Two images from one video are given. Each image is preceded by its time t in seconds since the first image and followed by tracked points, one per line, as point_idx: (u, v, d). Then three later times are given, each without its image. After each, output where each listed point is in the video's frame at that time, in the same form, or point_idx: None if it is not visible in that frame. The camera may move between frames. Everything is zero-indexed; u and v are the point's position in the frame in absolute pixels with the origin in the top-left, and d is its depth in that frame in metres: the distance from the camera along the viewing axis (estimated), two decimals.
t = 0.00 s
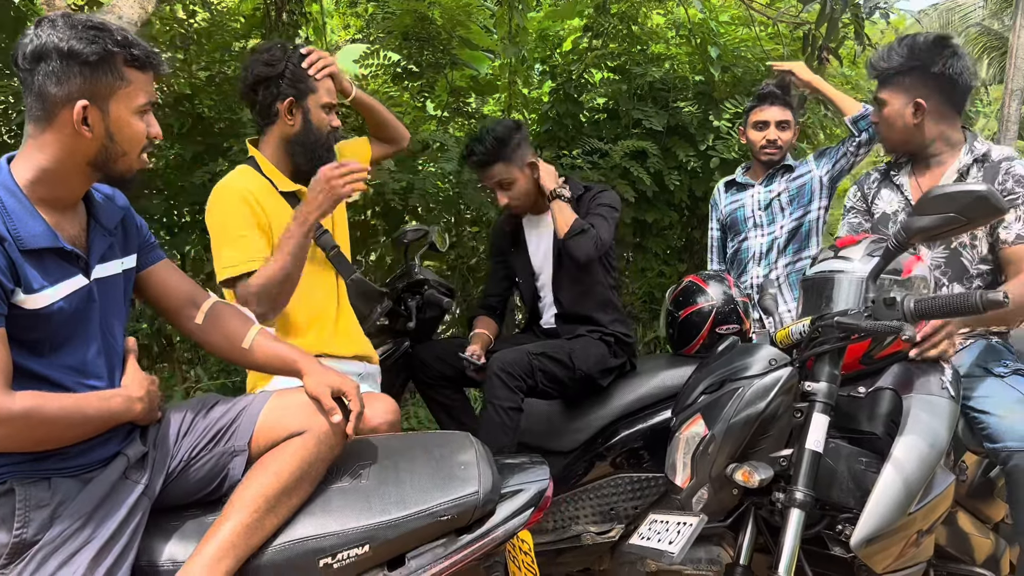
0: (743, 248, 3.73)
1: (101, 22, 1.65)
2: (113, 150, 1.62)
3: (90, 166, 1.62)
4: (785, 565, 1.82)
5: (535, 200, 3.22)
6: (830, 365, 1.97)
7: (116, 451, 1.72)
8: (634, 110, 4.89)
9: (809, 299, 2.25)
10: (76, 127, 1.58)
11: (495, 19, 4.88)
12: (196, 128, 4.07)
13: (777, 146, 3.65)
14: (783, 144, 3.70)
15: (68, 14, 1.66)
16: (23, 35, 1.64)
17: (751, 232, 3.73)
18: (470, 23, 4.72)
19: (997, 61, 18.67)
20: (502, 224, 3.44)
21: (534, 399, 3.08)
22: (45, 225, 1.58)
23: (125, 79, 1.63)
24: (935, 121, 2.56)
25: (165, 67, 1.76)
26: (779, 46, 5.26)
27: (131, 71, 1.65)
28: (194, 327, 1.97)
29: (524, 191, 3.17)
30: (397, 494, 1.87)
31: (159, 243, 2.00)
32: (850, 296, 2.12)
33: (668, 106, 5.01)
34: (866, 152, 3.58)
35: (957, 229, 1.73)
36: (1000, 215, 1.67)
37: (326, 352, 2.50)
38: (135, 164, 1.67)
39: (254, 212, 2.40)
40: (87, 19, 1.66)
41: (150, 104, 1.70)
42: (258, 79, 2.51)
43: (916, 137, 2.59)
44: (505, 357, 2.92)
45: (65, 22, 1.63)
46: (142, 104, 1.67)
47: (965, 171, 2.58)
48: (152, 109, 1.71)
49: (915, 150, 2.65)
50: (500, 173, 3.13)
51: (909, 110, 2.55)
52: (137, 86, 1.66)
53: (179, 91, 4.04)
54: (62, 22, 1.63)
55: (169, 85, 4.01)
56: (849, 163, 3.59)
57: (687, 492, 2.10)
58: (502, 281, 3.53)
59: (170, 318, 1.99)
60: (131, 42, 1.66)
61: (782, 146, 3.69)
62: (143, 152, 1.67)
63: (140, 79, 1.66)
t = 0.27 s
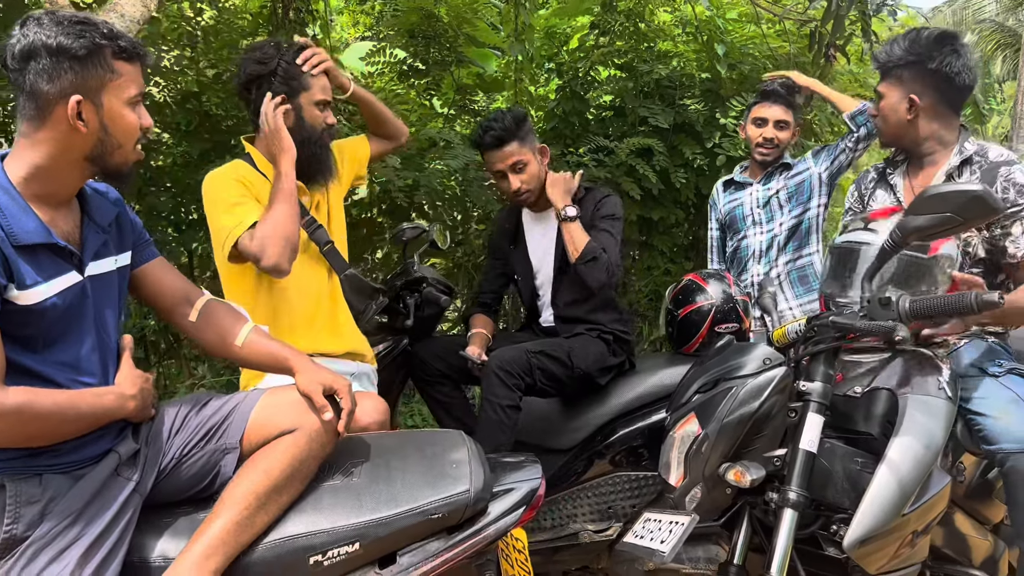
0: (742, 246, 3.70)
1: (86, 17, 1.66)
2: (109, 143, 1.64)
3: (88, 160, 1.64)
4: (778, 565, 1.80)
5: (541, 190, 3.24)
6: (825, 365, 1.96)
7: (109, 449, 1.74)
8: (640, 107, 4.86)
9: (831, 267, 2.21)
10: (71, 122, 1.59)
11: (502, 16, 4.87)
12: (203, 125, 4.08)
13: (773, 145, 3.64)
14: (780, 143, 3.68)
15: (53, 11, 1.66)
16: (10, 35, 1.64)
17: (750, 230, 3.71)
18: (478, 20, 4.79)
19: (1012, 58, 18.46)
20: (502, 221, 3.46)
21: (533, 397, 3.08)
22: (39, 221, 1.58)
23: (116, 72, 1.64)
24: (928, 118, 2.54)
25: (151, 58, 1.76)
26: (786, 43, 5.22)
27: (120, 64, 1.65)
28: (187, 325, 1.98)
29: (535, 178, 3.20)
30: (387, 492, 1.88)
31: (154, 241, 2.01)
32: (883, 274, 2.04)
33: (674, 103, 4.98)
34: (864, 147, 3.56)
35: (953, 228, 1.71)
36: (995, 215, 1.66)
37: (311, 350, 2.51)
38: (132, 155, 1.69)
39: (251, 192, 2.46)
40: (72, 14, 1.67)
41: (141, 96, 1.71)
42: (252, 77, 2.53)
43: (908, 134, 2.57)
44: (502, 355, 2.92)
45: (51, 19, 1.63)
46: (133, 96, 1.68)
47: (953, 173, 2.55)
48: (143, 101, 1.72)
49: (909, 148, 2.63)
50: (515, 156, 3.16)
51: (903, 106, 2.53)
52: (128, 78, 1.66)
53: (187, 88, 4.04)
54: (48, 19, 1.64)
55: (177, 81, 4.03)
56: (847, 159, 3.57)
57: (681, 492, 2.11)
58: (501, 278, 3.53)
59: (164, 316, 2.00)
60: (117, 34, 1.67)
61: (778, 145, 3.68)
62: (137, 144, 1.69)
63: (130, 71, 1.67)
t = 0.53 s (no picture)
0: (742, 245, 3.68)
1: (82, 17, 1.68)
2: (104, 141, 1.65)
3: (83, 158, 1.65)
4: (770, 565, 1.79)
5: (542, 185, 3.21)
6: (818, 365, 1.95)
7: (103, 446, 1.75)
8: (647, 106, 4.84)
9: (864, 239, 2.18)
10: (66, 119, 1.60)
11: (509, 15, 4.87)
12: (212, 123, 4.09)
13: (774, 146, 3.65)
14: (776, 142, 3.69)
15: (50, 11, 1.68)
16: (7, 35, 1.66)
17: (750, 228, 3.69)
18: (485, 18, 4.77)
19: None
20: (500, 222, 3.46)
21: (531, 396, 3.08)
22: (33, 218, 1.60)
23: (111, 71, 1.65)
24: (926, 119, 2.52)
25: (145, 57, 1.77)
26: (794, 42, 5.19)
27: (115, 63, 1.67)
28: (182, 325, 2.00)
29: (536, 172, 3.16)
30: (380, 490, 1.88)
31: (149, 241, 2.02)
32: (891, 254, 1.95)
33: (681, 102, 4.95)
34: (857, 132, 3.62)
35: (949, 228, 1.71)
36: (986, 216, 1.66)
37: (308, 349, 2.51)
38: (127, 154, 1.70)
39: (250, 188, 2.46)
40: (68, 14, 1.68)
41: (136, 95, 1.72)
42: (248, 73, 2.56)
43: (906, 134, 2.56)
44: (499, 354, 2.92)
45: (47, 19, 1.65)
46: (128, 95, 1.69)
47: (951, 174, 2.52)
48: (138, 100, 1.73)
49: (908, 147, 2.61)
50: (517, 149, 3.12)
51: (900, 107, 2.53)
52: (123, 77, 1.68)
53: (194, 87, 4.06)
54: (44, 19, 1.65)
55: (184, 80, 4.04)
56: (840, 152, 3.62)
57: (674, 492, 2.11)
58: (500, 277, 3.52)
59: (159, 316, 2.01)
60: (113, 33, 1.68)
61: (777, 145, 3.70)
62: (132, 141, 1.70)
63: (125, 70, 1.68)
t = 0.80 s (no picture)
0: (737, 245, 3.68)
1: (75, 17, 1.70)
2: (99, 139, 1.67)
3: (77, 156, 1.67)
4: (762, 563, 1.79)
5: (542, 186, 3.21)
6: (811, 365, 1.95)
7: (99, 442, 1.77)
8: (653, 106, 4.81)
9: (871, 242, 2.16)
10: (61, 117, 1.62)
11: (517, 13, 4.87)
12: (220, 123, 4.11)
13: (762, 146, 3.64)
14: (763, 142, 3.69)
15: (42, 12, 1.70)
16: (2, 35, 1.68)
17: (744, 228, 3.69)
18: (492, 18, 4.80)
19: None
20: (497, 224, 3.46)
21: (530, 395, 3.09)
22: (29, 216, 1.62)
23: (104, 69, 1.67)
24: (929, 120, 2.49)
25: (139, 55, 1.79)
26: (801, 41, 5.16)
27: (108, 61, 1.69)
28: (179, 323, 2.03)
29: (537, 174, 3.16)
30: (373, 487, 1.90)
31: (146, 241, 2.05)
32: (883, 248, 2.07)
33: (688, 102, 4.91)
34: (849, 129, 3.68)
35: (939, 227, 1.71)
36: (978, 214, 1.65)
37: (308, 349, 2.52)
38: (121, 151, 1.72)
39: (250, 187, 2.48)
40: (60, 14, 1.70)
41: (129, 93, 1.74)
42: (243, 74, 2.58)
43: (909, 135, 2.54)
44: (497, 353, 2.92)
45: (40, 19, 1.67)
46: (121, 93, 1.71)
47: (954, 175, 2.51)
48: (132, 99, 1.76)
49: (910, 148, 2.60)
50: (519, 150, 3.12)
51: (903, 108, 2.50)
52: (115, 74, 1.70)
53: (205, 87, 4.09)
54: (39, 19, 1.67)
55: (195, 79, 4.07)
56: (835, 147, 3.67)
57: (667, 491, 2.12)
58: (500, 277, 3.53)
59: (156, 314, 2.05)
60: (105, 32, 1.70)
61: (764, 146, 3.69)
62: (126, 139, 1.72)
63: (118, 69, 1.71)
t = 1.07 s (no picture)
0: (731, 247, 3.71)
1: (74, 21, 1.72)
2: (96, 140, 1.70)
3: (75, 158, 1.70)
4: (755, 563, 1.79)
5: (541, 188, 3.22)
6: (804, 365, 1.96)
7: (98, 440, 1.80)
8: (661, 106, 4.79)
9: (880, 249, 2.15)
10: (59, 120, 1.65)
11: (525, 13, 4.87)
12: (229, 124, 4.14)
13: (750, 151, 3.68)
14: (754, 148, 3.73)
15: (42, 16, 1.73)
16: (2, 39, 1.71)
17: (738, 231, 3.72)
18: (500, 19, 4.81)
19: None
20: (497, 226, 3.47)
21: (531, 395, 3.10)
22: (26, 217, 1.65)
23: (102, 72, 1.70)
24: (931, 122, 2.49)
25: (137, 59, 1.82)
26: (810, 41, 5.14)
27: (106, 64, 1.71)
28: (177, 323, 2.06)
29: (537, 176, 3.17)
30: (369, 485, 1.91)
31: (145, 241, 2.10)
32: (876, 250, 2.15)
33: (696, 102, 4.89)
34: (844, 132, 3.73)
35: (929, 228, 1.71)
36: (969, 216, 1.66)
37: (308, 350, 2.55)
38: (119, 153, 1.75)
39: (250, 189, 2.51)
40: (59, 18, 1.73)
41: (127, 95, 1.76)
42: (245, 77, 2.62)
43: (911, 137, 2.54)
44: (496, 353, 2.94)
45: (39, 24, 1.70)
46: (119, 96, 1.74)
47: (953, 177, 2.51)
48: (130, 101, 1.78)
49: (911, 150, 2.59)
50: (519, 153, 3.12)
51: (906, 109, 2.50)
52: (113, 77, 1.72)
53: (216, 87, 4.10)
54: (37, 23, 1.70)
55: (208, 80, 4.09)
56: (830, 148, 3.76)
57: (662, 490, 2.14)
58: (502, 278, 3.55)
59: (155, 313, 2.09)
60: (103, 36, 1.73)
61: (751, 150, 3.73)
62: (123, 140, 1.75)
63: (116, 72, 1.73)
